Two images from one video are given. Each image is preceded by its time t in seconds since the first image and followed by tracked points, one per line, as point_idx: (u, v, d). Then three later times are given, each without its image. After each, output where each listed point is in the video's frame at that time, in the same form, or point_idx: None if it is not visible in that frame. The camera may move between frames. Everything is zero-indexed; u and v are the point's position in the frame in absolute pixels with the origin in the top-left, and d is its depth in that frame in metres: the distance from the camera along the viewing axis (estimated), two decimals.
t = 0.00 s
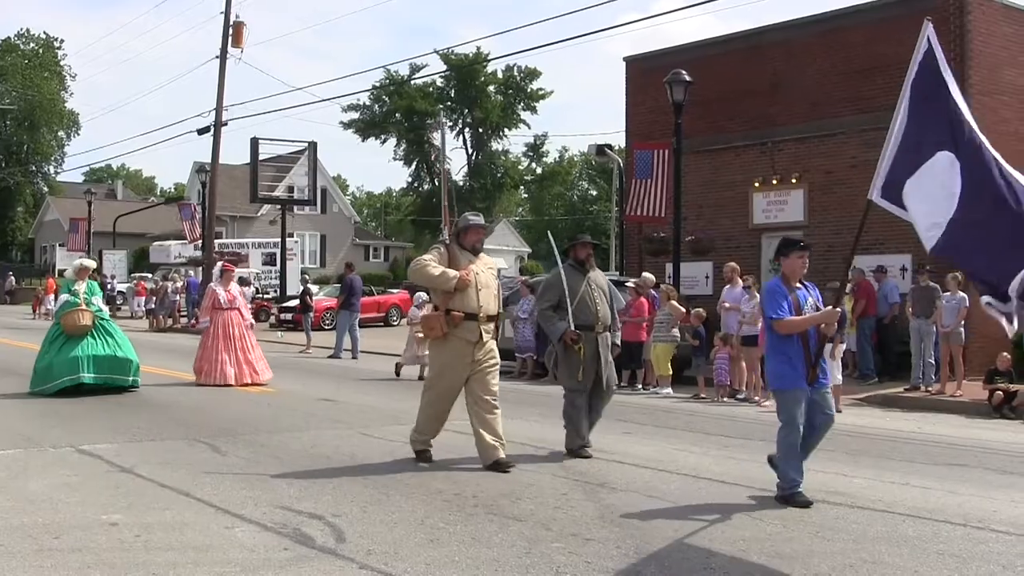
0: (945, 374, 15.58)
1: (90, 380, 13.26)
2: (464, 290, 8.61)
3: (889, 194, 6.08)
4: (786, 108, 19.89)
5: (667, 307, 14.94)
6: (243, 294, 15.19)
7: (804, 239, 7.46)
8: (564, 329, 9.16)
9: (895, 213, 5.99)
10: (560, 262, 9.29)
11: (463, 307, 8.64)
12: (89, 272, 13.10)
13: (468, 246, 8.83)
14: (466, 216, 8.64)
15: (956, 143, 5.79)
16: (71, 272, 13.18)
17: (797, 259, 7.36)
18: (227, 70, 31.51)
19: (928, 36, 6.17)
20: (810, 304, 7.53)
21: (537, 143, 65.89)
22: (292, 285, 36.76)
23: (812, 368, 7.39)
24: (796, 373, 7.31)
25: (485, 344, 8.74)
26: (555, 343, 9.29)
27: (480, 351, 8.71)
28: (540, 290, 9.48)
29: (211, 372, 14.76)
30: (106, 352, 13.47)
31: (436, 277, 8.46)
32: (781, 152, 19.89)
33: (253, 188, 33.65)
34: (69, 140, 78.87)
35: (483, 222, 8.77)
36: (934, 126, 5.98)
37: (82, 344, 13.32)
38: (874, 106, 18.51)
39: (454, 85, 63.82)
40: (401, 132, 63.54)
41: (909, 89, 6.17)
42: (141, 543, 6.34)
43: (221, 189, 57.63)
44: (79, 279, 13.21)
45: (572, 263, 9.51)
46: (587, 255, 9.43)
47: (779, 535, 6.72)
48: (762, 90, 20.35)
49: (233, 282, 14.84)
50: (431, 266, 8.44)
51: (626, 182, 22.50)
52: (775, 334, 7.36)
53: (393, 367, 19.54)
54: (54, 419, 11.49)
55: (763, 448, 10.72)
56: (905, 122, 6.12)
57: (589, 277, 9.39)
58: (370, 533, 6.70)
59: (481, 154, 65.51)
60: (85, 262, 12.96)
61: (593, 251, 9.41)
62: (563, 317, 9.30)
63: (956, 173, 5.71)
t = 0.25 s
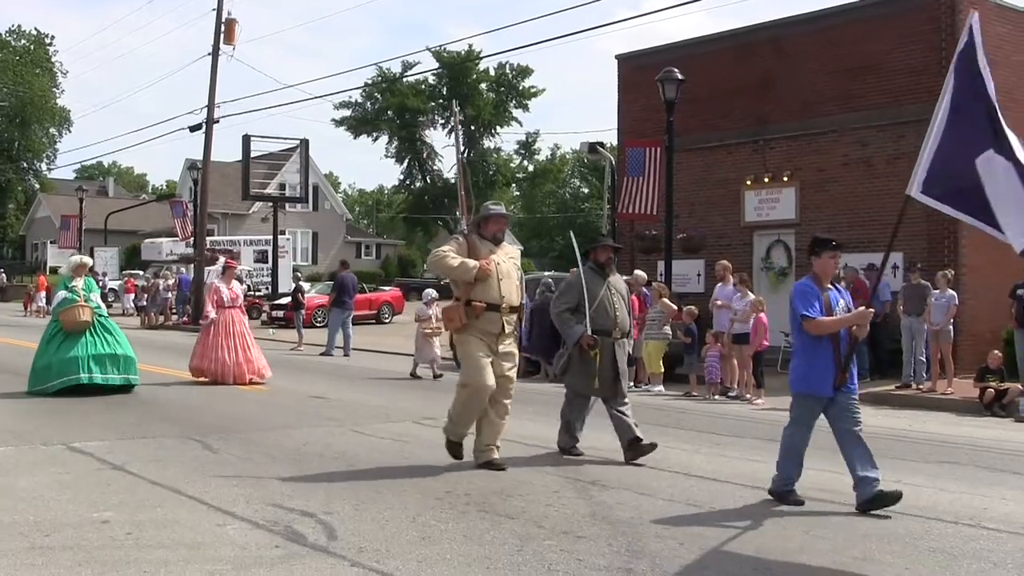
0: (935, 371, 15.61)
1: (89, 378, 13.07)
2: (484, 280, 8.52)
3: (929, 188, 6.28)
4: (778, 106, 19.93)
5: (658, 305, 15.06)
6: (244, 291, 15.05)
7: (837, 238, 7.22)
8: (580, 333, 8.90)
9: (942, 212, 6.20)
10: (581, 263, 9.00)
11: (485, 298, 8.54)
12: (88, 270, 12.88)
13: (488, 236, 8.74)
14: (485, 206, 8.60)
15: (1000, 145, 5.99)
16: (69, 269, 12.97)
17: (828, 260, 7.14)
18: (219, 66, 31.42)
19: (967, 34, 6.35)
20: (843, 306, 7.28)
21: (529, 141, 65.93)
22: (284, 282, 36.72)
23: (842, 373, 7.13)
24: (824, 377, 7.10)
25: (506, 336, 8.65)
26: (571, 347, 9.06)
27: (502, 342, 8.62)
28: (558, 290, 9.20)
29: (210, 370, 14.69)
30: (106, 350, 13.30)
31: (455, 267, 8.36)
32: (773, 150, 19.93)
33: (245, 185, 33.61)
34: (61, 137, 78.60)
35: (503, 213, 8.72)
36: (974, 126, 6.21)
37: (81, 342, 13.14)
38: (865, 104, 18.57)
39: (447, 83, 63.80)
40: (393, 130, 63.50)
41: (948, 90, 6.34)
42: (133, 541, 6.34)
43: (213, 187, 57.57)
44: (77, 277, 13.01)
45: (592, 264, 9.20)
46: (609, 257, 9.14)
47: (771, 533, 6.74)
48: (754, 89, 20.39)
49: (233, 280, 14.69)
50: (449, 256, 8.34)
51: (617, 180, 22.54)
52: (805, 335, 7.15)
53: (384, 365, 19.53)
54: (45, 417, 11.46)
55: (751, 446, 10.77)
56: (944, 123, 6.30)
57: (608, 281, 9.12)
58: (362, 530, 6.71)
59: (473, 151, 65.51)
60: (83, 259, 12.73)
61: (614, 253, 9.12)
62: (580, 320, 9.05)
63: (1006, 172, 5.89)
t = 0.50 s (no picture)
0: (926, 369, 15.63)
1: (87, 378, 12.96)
2: (501, 283, 8.15)
3: (979, 174, 5.72)
4: (770, 104, 19.96)
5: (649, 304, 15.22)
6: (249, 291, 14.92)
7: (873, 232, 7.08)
8: (603, 328, 8.68)
9: (986, 206, 5.68)
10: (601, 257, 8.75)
11: (503, 302, 8.17)
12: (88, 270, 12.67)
13: (505, 238, 8.36)
14: (502, 205, 8.19)
15: None
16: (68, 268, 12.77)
17: (864, 253, 7.01)
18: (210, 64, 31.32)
19: None
20: (880, 301, 7.11)
21: (521, 139, 65.92)
22: (275, 280, 36.67)
23: (881, 370, 6.95)
24: (865, 375, 6.90)
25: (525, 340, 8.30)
26: (594, 343, 8.80)
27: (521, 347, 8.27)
28: (580, 285, 8.95)
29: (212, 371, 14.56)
30: (104, 349, 13.14)
31: (469, 271, 8.03)
32: (766, 148, 19.95)
33: (237, 183, 33.54)
34: (52, 135, 78.32)
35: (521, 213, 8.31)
36: None
37: (79, 341, 13.00)
38: (858, 102, 18.62)
39: (438, 81, 63.75)
40: (384, 128, 63.44)
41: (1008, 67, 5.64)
42: (125, 539, 6.33)
43: (205, 185, 57.46)
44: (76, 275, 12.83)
45: (613, 258, 8.93)
46: (630, 251, 8.87)
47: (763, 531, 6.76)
48: (746, 86, 20.41)
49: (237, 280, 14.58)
50: (465, 259, 8.01)
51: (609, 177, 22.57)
52: (843, 332, 6.98)
53: (375, 363, 19.51)
54: (36, 416, 11.42)
55: (743, 443, 10.80)
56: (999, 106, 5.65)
57: (631, 274, 8.87)
58: (353, 528, 6.71)
59: (465, 149, 65.50)
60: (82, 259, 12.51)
61: (636, 246, 8.85)
62: (602, 315, 8.80)
63: None
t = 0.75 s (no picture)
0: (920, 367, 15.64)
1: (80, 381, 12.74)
2: (523, 279, 7.95)
3: None
4: (763, 102, 20.00)
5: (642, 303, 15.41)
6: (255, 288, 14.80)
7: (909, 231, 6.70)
8: (624, 330, 8.42)
9: None
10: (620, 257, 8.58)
11: (525, 299, 7.97)
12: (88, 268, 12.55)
13: (525, 233, 8.18)
14: (522, 199, 8.03)
15: None
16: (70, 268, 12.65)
17: (900, 254, 6.63)
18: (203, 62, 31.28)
19: None
20: (916, 304, 6.77)
21: (514, 138, 65.96)
22: (269, 279, 36.65)
23: (919, 376, 6.61)
24: (903, 381, 6.57)
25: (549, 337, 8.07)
26: (616, 346, 8.59)
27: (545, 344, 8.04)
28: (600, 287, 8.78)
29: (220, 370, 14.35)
30: (100, 353, 12.93)
31: (490, 266, 7.81)
32: (759, 146, 19.99)
33: (230, 182, 33.50)
34: (45, 133, 78.15)
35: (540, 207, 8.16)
36: None
37: (74, 344, 12.75)
38: (851, 101, 18.65)
39: (432, 80, 63.73)
40: (378, 126, 63.39)
41: None
42: (119, 538, 6.33)
43: (198, 184, 57.41)
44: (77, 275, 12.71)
45: (633, 258, 8.77)
46: (650, 251, 8.71)
47: (757, 530, 6.78)
48: (739, 85, 20.45)
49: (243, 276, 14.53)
50: (486, 253, 7.78)
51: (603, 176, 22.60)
52: (879, 337, 6.62)
53: (369, 362, 19.50)
54: (30, 415, 11.40)
55: (736, 441, 10.82)
56: None
57: (651, 274, 8.70)
58: (348, 527, 6.72)
59: (459, 148, 65.51)
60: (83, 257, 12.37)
61: (656, 246, 8.67)
62: (623, 317, 8.59)
63: None
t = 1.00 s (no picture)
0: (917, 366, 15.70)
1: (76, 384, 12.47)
2: (551, 277, 7.71)
3: None
4: (760, 102, 20.02)
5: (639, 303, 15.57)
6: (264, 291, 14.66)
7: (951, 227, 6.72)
8: (658, 333, 8.26)
9: None
10: (650, 258, 8.42)
11: (552, 298, 7.73)
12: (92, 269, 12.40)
13: (553, 230, 7.93)
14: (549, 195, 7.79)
15: None
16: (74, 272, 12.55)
17: (941, 250, 6.63)
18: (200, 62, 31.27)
19: None
20: (960, 300, 6.74)
21: (512, 137, 65.95)
22: (266, 279, 36.63)
23: (965, 375, 6.56)
24: (948, 382, 6.50)
25: (574, 338, 7.84)
26: (648, 349, 8.42)
27: (570, 345, 7.81)
28: (627, 289, 8.60)
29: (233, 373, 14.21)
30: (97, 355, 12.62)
31: (520, 263, 7.52)
32: (756, 145, 20.01)
33: (228, 182, 33.48)
34: (43, 133, 78.06)
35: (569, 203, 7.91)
36: None
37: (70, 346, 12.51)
38: (848, 100, 18.67)
39: (429, 79, 63.73)
40: (375, 126, 63.32)
41: None
42: (117, 538, 6.34)
43: (195, 183, 57.36)
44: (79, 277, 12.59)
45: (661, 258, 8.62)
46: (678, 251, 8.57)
47: (755, 529, 6.80)
48: (736, 84, 20.46)
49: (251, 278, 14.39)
50: (515, 250, 7.51)
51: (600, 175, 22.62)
52: (924, 336, 6.58)
53: (367, 362, 19.49)
54: (27, 415, 11.39)
55: (734, 440, 10.84)
56: None
57: (680, 275, 8.56)
58: (346, 527, 6.72)
59: (456, 148, 65.51)
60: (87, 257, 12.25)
61: (685, 246, 8.54)
62: (654, 319, 8.44)
63: None
